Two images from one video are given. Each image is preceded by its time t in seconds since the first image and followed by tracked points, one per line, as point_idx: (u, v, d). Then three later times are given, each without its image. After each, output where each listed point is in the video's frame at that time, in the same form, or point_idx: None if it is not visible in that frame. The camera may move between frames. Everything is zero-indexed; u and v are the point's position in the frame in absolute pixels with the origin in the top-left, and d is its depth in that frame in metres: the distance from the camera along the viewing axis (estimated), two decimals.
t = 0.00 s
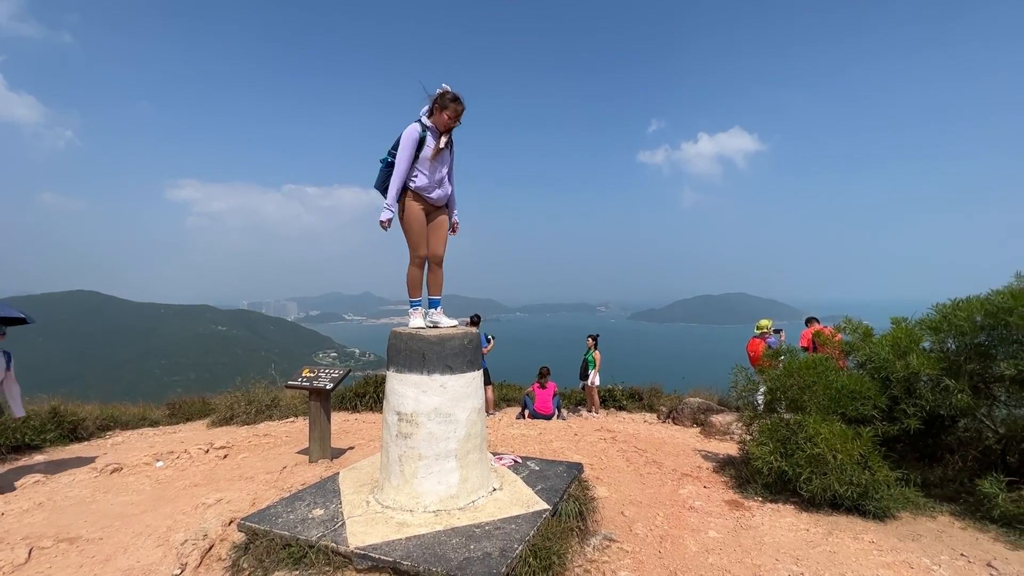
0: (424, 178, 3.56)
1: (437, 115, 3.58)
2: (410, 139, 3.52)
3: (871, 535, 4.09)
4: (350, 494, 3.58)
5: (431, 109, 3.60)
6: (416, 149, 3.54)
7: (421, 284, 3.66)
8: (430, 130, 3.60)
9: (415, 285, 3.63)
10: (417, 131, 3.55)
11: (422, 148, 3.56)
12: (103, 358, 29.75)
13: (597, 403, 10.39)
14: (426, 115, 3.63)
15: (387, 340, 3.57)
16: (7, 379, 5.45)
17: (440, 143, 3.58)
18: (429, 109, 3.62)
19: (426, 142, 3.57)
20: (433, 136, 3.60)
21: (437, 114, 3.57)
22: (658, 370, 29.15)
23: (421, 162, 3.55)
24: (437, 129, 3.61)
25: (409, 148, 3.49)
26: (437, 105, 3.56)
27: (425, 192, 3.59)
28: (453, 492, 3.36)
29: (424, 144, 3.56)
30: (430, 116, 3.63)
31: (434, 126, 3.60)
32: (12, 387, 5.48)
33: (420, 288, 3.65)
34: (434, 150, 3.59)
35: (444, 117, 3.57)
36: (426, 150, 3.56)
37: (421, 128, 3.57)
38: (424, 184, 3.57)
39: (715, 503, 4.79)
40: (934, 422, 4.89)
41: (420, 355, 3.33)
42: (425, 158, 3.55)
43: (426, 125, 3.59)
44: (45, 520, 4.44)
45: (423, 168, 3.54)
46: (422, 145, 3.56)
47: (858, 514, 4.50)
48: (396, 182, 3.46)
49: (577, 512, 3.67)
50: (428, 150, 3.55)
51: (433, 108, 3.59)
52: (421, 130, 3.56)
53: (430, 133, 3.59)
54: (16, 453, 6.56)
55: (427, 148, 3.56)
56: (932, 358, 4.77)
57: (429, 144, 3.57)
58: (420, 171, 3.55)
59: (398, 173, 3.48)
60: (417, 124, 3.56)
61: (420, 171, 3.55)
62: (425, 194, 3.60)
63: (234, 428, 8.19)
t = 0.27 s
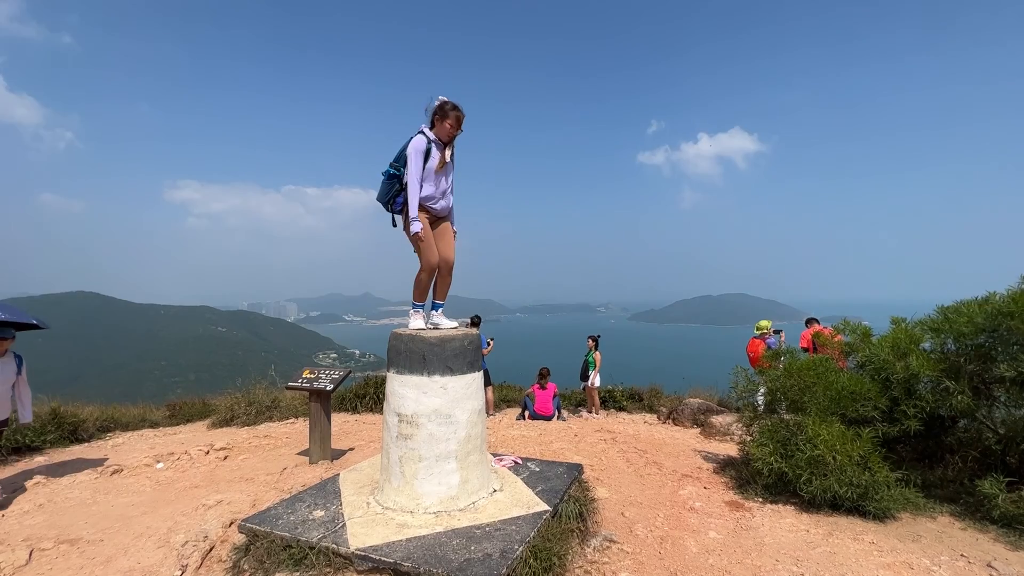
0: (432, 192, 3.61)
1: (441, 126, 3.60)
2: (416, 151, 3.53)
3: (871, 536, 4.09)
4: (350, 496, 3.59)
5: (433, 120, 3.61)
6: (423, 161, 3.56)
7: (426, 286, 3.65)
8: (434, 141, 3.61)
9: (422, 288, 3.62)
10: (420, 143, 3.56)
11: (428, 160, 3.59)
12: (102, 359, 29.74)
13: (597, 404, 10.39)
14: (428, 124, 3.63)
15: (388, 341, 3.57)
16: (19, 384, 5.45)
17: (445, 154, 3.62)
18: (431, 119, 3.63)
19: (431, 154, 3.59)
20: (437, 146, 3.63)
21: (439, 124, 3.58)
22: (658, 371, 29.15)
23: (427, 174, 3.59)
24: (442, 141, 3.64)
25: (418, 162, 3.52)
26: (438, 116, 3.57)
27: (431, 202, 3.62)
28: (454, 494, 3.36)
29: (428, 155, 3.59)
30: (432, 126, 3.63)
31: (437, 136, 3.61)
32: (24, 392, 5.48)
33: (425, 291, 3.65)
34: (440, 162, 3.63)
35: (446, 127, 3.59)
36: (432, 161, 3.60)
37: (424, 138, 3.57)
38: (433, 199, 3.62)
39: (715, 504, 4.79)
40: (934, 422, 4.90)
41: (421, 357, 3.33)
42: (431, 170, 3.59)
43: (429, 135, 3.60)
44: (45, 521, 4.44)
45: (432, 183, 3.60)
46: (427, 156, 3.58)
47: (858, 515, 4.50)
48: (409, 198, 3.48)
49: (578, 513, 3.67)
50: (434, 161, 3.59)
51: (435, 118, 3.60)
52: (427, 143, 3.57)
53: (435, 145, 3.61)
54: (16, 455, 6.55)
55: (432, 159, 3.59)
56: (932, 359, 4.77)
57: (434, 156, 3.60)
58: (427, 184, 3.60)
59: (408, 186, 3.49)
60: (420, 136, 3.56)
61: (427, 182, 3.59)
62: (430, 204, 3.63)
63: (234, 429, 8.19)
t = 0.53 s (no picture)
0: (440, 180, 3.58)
1: (446, 115, 3.59)
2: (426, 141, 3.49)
3: (873, 537, 4.08)
4: (351, 497, 3.58)
5: (436, 111, 3.61)
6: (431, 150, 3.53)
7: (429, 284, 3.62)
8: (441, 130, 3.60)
9: (425, 286, 3.60)
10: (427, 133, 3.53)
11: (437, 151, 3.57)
12: (103, 360, 29.74)
13: (598, 405, 10.37)
14: (433, 115, 3.63)
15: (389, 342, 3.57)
16: (31, 387, 5.31)
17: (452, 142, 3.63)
18: (435, 110, 3.63)
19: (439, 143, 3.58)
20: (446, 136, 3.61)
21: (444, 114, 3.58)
22: (659, 372, 29.11)
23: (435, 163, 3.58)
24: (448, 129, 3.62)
25: (427, 147, 3.47)
26: (442, 105, 3.58)
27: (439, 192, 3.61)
28: (455, 495, 3.35)
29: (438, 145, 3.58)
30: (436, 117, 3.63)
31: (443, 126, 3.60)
32: (36, 395, 5.34)
33: (428, 288, 3.62)
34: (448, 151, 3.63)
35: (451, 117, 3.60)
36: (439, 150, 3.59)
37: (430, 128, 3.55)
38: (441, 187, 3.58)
39: (717, 505, 4.78)
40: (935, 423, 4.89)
41: (422, 357, 3.33)
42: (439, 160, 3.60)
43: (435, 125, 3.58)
44: (45, 523, 4.44)
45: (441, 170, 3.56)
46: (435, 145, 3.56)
47: (861, 516, 4.49)
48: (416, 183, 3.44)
49: (579, 514, 3.66)
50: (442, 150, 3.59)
51: (440, 109, 3.59)
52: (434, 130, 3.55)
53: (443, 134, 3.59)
54: (17, 456, 6.57)
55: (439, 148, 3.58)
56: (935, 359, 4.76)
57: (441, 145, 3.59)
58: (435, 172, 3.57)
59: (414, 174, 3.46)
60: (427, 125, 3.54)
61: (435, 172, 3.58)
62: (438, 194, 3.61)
63: (235, 430, 8.19)
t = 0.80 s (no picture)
0: (449, 176, 3.62)
1: (449, 112, 3.59)
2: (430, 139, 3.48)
3: (878, 538, 4.06)
4: (354, 498, 3.57)
5: (438, 109, 3.60)
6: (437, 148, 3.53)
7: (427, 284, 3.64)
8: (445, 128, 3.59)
9: (423, 286, 3.62)
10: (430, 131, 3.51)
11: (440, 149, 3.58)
12: (105, 361, 29.76)
13: (600, 406, 10.36)
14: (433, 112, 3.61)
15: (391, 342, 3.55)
16: (45, 381, 4.89)
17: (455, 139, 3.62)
18: (435, 107, 3.61)
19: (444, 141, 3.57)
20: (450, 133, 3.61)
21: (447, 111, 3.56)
22: (660, 372, 29.06)
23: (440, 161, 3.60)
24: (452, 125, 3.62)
25: (433, 145, 3.47)
26: (442, 103, 3.57)
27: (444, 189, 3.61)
28: (457, 495, 3.34)
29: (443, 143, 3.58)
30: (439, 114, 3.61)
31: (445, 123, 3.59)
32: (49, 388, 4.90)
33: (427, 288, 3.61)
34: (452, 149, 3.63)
35: (453, 114, 3.59)
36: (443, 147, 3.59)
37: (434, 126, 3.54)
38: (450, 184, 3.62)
39: (720, 506, 4.77)
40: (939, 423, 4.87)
41: (424, 358, 3.31)
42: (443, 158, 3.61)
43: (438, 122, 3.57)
44: (48, 523, 4.44)
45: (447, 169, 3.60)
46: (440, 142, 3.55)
47: (865, 517, 4.47)
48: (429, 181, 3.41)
49: (582, 515, 3.65)
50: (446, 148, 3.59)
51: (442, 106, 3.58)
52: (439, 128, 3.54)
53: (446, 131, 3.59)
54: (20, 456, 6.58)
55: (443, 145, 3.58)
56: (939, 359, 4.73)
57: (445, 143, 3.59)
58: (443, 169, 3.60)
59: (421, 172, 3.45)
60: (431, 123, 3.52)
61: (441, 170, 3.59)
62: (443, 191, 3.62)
63: (237, 431, 8.19)
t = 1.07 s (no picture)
0: (450, 173, 3.58)
1: (449, 111, 3.62)
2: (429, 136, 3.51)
3: (883, 538, 4.05)
4: (359, 498, 3.57)
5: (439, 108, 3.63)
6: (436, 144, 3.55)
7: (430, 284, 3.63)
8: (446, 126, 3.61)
9: (426, 285, 3.60)
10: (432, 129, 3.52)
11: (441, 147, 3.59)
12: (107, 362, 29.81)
13: (602, 406, 10.35)
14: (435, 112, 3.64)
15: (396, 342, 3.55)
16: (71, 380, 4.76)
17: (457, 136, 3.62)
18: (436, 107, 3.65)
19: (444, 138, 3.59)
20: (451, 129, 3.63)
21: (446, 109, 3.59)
22: (662, 372, 29.03)
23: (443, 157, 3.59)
24: (452, 124, 3.64)
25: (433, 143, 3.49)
26: (442, 102, 3.60)
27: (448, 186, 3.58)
28: (463, 495, 3.34)
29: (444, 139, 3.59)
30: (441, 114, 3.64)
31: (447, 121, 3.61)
32: (74, 388, 4.77)
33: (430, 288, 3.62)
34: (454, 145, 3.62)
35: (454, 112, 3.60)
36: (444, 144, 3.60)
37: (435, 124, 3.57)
38: (451, 180, 3.58)
39: (724, 506, 4.76)
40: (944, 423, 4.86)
41: (429, 358, 3.31)
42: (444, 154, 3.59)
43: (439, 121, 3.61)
44: (52, 524, 4.44)
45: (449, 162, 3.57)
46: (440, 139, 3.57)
47: (870, 516, 4.46)
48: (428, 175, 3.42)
49: (587, 515, 3.64)
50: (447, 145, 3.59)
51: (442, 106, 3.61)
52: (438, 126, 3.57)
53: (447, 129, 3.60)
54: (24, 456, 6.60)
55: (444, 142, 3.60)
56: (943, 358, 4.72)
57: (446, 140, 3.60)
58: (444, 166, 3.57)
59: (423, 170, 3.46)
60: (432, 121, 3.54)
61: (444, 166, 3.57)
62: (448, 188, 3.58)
63: (240, 431, 8.19)
